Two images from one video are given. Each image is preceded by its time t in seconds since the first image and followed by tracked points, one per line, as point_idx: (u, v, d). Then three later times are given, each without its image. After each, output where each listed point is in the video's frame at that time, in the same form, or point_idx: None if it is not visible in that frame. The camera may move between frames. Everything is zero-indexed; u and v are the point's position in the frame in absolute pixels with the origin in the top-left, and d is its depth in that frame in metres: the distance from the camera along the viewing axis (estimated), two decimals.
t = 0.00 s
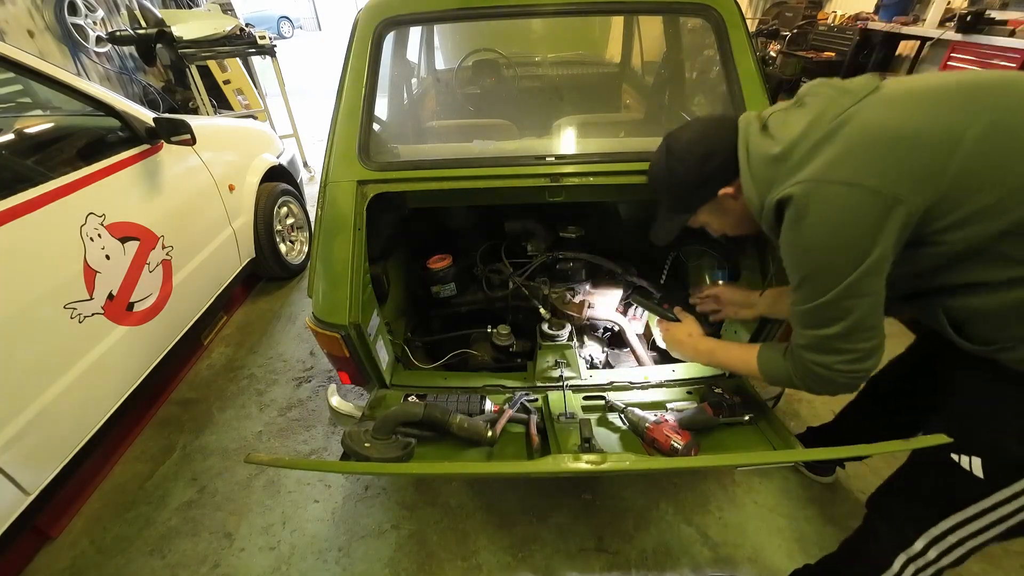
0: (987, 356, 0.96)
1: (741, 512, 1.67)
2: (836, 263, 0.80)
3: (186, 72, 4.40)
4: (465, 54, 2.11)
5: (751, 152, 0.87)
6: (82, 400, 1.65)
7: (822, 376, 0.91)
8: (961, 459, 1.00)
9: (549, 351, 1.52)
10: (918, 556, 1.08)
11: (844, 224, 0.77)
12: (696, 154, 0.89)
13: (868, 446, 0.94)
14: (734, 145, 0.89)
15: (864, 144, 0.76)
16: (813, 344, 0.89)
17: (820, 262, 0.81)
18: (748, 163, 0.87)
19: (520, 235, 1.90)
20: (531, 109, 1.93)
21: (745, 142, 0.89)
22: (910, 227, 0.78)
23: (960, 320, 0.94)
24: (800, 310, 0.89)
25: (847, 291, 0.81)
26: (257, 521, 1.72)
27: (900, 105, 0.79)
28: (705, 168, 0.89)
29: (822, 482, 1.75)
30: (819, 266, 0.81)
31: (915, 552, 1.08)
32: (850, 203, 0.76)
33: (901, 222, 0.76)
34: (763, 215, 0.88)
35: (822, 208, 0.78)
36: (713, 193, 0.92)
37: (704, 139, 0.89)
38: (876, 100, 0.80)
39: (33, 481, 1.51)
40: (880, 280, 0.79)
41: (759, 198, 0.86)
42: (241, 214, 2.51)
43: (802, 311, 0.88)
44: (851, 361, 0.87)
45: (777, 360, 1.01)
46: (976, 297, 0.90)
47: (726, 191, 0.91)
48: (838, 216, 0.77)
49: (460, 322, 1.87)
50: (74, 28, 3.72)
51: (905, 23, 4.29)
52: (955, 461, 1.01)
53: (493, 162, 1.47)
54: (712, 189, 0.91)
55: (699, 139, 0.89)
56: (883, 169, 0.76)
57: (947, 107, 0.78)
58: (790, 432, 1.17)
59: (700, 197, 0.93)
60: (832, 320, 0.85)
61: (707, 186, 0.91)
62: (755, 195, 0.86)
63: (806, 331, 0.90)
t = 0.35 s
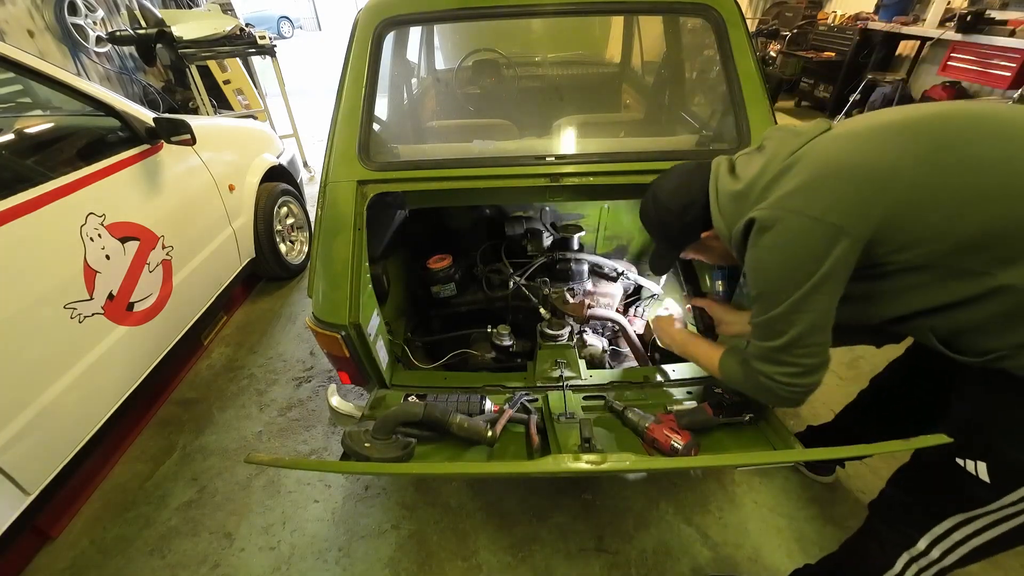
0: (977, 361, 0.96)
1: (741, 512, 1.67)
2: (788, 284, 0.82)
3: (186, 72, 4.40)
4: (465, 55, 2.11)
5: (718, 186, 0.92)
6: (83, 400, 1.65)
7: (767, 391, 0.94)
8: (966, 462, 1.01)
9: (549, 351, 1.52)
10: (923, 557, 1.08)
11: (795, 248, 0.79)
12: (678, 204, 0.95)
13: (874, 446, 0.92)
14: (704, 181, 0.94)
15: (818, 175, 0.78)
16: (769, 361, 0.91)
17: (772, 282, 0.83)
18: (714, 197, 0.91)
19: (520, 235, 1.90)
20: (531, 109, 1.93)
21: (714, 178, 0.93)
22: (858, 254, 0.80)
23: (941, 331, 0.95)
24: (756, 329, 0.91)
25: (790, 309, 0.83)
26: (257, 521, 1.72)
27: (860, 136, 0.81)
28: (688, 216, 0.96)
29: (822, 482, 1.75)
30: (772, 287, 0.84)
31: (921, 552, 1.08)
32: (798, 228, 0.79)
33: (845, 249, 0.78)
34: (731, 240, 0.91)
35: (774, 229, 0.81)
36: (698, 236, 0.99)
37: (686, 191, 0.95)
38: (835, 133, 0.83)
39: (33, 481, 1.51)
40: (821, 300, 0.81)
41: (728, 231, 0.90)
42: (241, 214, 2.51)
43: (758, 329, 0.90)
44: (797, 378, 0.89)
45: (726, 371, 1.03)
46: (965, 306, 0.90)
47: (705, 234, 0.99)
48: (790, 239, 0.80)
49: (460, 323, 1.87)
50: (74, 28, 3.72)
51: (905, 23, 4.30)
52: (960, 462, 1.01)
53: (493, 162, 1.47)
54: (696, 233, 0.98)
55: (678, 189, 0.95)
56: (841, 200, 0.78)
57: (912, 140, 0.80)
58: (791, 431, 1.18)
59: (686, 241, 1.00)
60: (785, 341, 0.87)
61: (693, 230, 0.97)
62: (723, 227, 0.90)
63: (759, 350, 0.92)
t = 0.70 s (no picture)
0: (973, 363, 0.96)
1: (741, 512, 1.67)
2: (757, 280, 0.89)
3: (186, 72, 4.40)
4: (465, 55, 2.12)
5: (707, 190, 1.00)
6: (83, 400, 1.65)
7: (715, 368, 1.06)
8: (959, 456, 1.00)
9: (549, 351, 1.52)
10: (917, 551, 1.08)
11: (765, 247, 0.87)
12: (674, 210, 1.04)
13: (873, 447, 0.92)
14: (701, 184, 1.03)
15: (797, 184, 0.86)
16: (732, 353, 1.00)
17: (742, 276, 0.91)
18: (703, 202, 1.00)
19: (519, 235, 1.90)
20: (531, 109, 1.93)
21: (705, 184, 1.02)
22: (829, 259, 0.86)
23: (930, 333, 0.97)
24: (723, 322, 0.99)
25: (748, 303, 0.92)
26: (257, 521, 1.72)
27: (848, 151, 0.86)
28: (683, 223, 1.04)
29: (822, 482, 1.75)
30: (742, 281, 0.91)
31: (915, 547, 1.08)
32: (772, 231, 0.86)
33: (808, 259, 0.85)
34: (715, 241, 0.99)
35: (752, 231, 0.88)
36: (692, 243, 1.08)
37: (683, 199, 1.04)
38: (822, 146, 0.89)
39: (33, 481, 1.51)
40: (778, 299, 0.88)
41: (712, 232, 0.99)
42: (241, 214, 2.51)
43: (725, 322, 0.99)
44: (746, 362, 0.99)
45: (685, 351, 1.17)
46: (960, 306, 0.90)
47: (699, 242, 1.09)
48: (763, 240, 0.87)
49: (460, 323, 1.87)
50: (74, 28, 3.72)
51: (905, 22, 4.29)
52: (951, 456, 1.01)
53: (494, 162, 1.47)
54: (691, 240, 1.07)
55: (675, 197, 1.04)
56: (817, 207, 0.84)
57: (896, 152, 0.84)
58: (791, 432, 1.17)
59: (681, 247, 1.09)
60: (748, 333, 0.95)
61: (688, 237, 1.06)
62: (708, 228, 0.98)
63: (724, 342, 1.01)
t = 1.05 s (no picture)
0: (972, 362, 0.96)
1: (741, 512, 1.67)
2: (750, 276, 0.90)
3: (186, 72, 4.40)
4: (465, 55, 2.12)
5: (705, 187, 1.00)
6: (82, 400, 1.65)
7: (709, 364, 1.07)
8: (953, 453, 1.00)
9: (549, 351, 1.52)
10: (911, 547, 1.08)
11: (758, 244, 0.88)
12: (671, 207, 1.04)
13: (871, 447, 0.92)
14: (700, 180, 1.03)
15: (792, 182, 0.86)
16: (725, 348, 1.01)
17: (735, 273, 0.91)
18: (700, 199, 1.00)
19: (519, 235, 1.90)
20: (532, 109, 1.93)
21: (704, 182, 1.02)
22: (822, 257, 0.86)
23: (927, 332, 0.97)
24: (718, 319, 1.00)
25: (742, 299, 0.92)
26: (257, 521, 1.72)
27: (846, 149, 0.86)
28: (679, 220, 1.04)
29: (822, 482, 1.75)
30: (735, 277, 0.92)
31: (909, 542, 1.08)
32: (767, 228, 0.87)
33: (801, 256, 0.85)
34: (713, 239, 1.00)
35: (747, 227, 0.89)
36: (687, 240, 1.08)
37: (679, 195, 1.04)
38: (819, 145, 0.89)
39: (33, 481, 1.51)
40: (771, 296, 0.89)
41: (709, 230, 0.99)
42: (241, 214, 2.51)
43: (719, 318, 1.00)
44: (739, 359, 1.00)
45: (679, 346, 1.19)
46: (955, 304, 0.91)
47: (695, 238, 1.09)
48: (757, 236, 0.88)
49: (461, 323, 1.87)
50: (74, 28, 3.72)
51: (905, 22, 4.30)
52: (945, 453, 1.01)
53: (493, 162, 1.47)
54: (687, 237, 1.07)
55: (673, 195, 1.04)
56: (811, 204, 0.84)
57: (891, 151, 0.84)
58: (791, 432, 1.17)
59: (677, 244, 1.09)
60: (740, 330, 0.96)
61: (684, 235, 1.06)
62: (705, 225, 0.99)
63: (718, 338, 1.02)
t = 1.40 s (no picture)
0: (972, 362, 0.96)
1: (741, 512, 1.67)
2: (743, 276, 0.90)
3: (185, 72, 4.40)
4: (465, 55, 2.12)
5: (701, 188, 1.00)
6: (82, 400, 1.65)
7: (700, 365, 1.07)
8: (949, 452, 1.00)
9: (549, 351, 1.52)
10: (907, 547, 1.08)
11: (752, 244, 0.88)
12: (668, 206, 1.03)
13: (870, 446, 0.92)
14: (696, 181, 1.03)
15: (787, 182, 0.86)
16: (717, 348, 1.01)
17: (728, 273, 0.92)
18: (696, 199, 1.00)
19: (519, 235, 1.90)
20: (532, 108, 1.93)
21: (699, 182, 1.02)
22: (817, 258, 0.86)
23: (927, 333, 0.97)
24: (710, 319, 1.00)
25: (736, 298, 0.92)
26: (257, 521, 1.72)
27: (844, 149, 0.86)
28: (676, 219, 1.04)
29: (822, 482, 1.75)
30: (728, 277, 0.92)
31: (905, 542, 1.08)
32: (762, 227, 0.87)
33: (794, 257, 0.85)
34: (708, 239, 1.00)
35: (742, 227, 0.89)
36: (684, 239, 1.08)
37: (675, 194, 1.04)
38: (816, 145, 0.88)
39: (33, 480, 1.51)
40: (764, 296, 0.89)
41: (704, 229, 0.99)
42: (241, 214, 2.51)
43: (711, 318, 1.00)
44: (732, 359, 1.00)
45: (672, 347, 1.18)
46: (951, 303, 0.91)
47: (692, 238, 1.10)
48: (751, 236, 0.88)
49: (461, 323, 1.87)
50: (74, 28, 3.72)
51: (905, 23, 4.30)
52: (941, 453, 1.01)
53: (493, 162, 1.47)
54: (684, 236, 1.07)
55: (670, 195, 1.04)
56: (807, 204, 0.84)
57: (887, 150, 0.84)
58: (791, 432, 1.17)
59: (673, 243, 1.09)
60: (733, 330, 0.96)
61: (681, 234, 1.06)
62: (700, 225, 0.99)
63: (710, 337, 1.02)
